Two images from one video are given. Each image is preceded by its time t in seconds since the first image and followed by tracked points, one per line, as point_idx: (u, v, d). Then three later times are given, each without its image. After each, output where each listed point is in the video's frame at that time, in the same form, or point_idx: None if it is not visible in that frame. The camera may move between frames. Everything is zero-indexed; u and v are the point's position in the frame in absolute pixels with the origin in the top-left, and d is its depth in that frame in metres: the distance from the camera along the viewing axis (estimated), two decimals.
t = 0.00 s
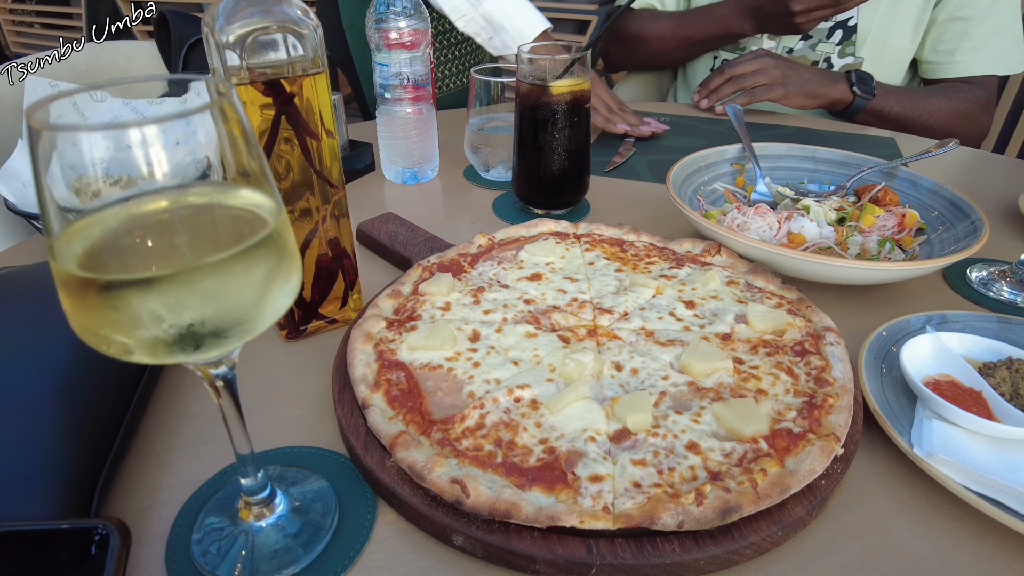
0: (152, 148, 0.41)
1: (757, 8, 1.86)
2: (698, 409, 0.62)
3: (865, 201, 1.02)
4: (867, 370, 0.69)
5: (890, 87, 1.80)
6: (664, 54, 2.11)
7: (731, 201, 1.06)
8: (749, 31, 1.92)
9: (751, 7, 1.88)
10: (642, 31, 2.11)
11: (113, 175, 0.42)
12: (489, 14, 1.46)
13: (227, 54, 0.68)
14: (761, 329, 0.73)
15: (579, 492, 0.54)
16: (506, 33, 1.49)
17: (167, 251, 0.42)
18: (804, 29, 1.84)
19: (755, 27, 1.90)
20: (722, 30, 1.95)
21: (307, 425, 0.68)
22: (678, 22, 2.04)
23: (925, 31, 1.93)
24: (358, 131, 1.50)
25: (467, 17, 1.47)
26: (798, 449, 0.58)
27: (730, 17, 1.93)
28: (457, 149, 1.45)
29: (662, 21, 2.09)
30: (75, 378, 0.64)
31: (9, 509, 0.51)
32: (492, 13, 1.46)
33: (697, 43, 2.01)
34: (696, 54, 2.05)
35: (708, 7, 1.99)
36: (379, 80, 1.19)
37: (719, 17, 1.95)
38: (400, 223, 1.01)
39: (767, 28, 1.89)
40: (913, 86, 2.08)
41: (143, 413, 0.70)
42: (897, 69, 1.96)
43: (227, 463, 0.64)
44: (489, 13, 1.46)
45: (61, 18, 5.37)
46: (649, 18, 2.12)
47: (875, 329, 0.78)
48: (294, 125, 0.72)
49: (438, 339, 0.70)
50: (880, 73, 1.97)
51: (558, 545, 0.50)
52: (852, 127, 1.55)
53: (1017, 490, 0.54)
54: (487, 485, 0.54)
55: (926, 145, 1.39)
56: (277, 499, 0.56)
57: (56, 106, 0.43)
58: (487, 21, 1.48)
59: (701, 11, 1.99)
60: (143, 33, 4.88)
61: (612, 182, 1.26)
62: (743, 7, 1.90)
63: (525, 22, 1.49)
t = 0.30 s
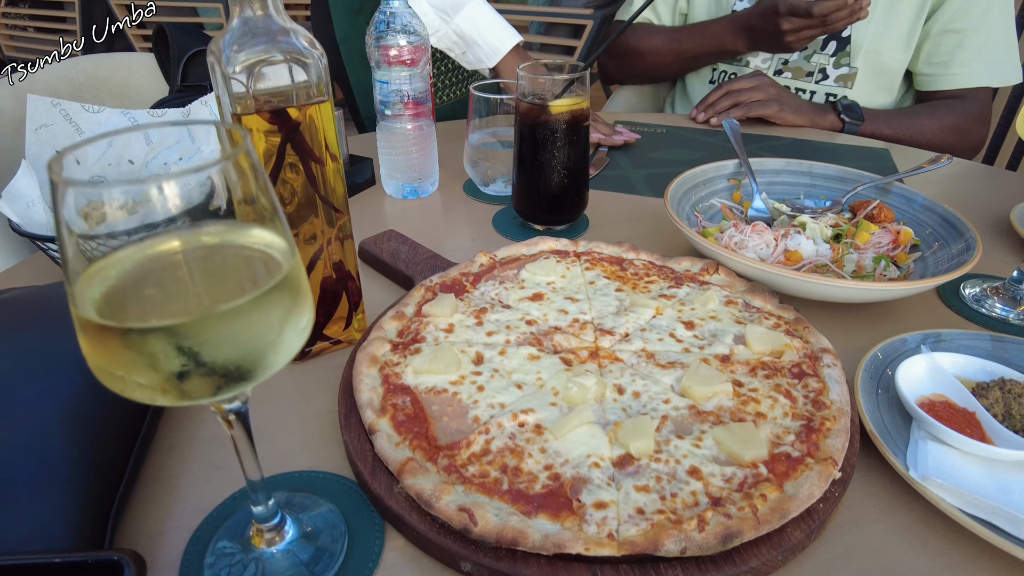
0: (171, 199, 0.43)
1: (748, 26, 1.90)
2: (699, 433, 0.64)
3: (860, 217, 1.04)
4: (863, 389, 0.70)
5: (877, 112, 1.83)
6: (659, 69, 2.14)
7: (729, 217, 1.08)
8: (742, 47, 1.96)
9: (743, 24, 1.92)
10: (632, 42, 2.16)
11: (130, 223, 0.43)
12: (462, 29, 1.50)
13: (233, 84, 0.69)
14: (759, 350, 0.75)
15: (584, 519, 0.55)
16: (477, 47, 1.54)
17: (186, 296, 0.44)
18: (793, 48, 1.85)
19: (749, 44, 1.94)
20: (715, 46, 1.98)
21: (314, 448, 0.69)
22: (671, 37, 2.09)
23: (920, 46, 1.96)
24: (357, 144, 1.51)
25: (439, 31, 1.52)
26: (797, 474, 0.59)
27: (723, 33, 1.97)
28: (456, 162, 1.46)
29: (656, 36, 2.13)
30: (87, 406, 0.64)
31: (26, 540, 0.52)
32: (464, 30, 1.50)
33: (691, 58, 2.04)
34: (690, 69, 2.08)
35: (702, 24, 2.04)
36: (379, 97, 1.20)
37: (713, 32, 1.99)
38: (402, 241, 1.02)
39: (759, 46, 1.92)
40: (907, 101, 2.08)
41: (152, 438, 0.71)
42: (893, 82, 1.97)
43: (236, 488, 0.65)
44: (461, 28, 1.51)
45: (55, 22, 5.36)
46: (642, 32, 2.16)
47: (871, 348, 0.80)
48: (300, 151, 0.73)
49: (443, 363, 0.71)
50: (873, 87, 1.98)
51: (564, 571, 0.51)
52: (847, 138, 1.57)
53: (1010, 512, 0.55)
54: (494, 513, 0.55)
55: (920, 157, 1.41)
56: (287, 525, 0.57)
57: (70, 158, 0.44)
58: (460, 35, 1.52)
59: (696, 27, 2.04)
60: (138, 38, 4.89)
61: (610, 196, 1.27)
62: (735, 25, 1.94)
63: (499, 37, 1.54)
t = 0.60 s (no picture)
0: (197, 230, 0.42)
1: (741, 48, 1.92)
2: (715, 451, 0.64)
3: (870, 230, 1.04)
4: (877, 404, 0.70)
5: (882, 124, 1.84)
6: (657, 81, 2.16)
7: (737, 229, 1.08)
8: (735, 70, 1.97)
9: (737, 46, 1.93)
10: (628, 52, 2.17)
11: (155, 250, 0.43)
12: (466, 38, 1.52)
13: (246, 101, 0.69)
14: (773, 366, 0.74)
15: (603, 539, 0.55)
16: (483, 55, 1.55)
17: (208, 323, 0.44)
18: (783, 72, 1.87)
19: (742, 67, 1.95)
20: (709, 66, 2.00)
21: (327, 466, 0.69)
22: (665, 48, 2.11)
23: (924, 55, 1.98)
24: (363, 154, 1.51)
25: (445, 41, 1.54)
26: (815, 493, 0.59)
27: (718, 54, 1.98)
28: (462, 172, 1.46)
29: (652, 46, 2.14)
30: (101, 423, 0.64)
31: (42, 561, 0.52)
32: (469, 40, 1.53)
33: (687, 74, 2.07)
34: (689, 84, 2.10)
35: (703, 40, 2.04)
36: (386, 108, 1.22)
37: (709, 50, 2.00)
38: (410, 253, 1.01)
39: (751, 69, 1.94)
40: (911, 110, 2.09)
41: (164, 456, 0.71)
42: (898, 90, 1.99)
43: (249, 507, 0.65)
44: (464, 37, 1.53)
45: (53, 27, 5.37)
46: (643, 43, 2.17)
47: (884, 362, 0.79)
48: (312, 167, 0.72)
49: (457, 380, 0.70)
50: (880, 95, 2.00)
51: None
52: (850, 147, 1.57)
53: None
54: (512, 534, 0.55)
55: (925, 167, 1.41)
56: (303, 546, 0.56)
57: (93, 185, 0.45)
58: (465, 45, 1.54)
59: (692, 44, 2.05)
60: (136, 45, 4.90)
61: (616, 207, 1.27)
62: (730, 46, 1.95)
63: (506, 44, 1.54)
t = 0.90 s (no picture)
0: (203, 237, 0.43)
1: (737, 63, 1.92)
2: (721, 459, 0.63)
3: (872, 237, 1.05)
4: (882, 411, 0.69)
5: (883, 132, 1.84)
6: (655, 91, 2.17)
7: (740, 236, 1.08)
8: (730, 83, 1.98)
9: (734, 61, 1.94)
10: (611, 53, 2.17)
11: (161, 257, 0.43)
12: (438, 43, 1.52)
13: (250, 108, 0.69)
14: (777, 373, 0.74)
15: (609, 548, 0.54)
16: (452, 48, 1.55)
17: (213, 330, 0.43)
18: (774, 90, 1.89)
19: (736, 81, 1.96)
20: (706, 77, 2.01)
21: (331, 474, 0.68)
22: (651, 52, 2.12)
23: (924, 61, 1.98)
24: (365, 162, 1.51)
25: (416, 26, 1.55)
26: (821, 500, 0.58)
27: (714, 67, 1.99)
28: (464, 180, 1.46)
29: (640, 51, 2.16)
30: (104, 430, 0.64)
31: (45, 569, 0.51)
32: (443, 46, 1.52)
33: (686, 86, 2.08)
34: (687, 95, 2.12)
35: (702, 52, 2.05)
36: (388, 116, 1.21)
37: (706, 63, 2.01)
38: (412, 260, 1.01)
39: (745, 84, 1.95)
40: (910, 118, 2.11)
41: (167, 465, 0.70)
42: (898, 98, 2.00)
43: (252, 516, 0.64)
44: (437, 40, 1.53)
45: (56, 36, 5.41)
46: (643, 52, 2.17)
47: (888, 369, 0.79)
48: (317, 175, 0.72)
49: (461, 388, 0.70)
50: (881, 103, 2.00)
51: None
52: (851, 155, 1.57)
53: None
54: (518, 543, 0.54)
55: (926, 174, 1.42)
56: (307, 554, 0.56)
57: (99, 192, 0.45)
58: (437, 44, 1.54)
59: (694, 54, 2.06)
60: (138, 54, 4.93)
61: (618, 215, 1.27)
62: (727, 59, 1.96)
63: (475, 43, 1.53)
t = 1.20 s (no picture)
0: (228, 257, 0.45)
1: (739, 75, 1.95)
2: (718, 466, 0.65)
3: (867, 249, 1.07)
4: (875, 420, 0.72)
5: (879, 146, 1.87)
6: (656, 104, 2.20)
7: (737, 249, 1.11)
8: (732, 95, 2.01)
9: (735, 73, 1.97)
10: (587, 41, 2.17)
11: (188, 273, 0.46)
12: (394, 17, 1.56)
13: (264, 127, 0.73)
14: (773, 384, 0.77)
15: (610, 552, 0.56)
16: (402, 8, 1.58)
17: (235, 344, 0.46)
18: (779, 102, 1.91)
19: (739, 93, 1.99)
20: (707, 90, 2.04)
21: (340, 482, 0.70)
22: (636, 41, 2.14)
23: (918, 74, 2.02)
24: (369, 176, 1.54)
25: None
26: (814, 506, 0.60)
27: (716, 79, 2.02)
28: (467, 193, 1.49)
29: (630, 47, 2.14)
30: (123, 439, 0.66)
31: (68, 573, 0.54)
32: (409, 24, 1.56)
33: (686, 98, 2.11)
34: (687, 108, 2.15)
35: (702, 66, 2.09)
36: (394, 132, 1.25)
37: (707, 76, 2.05)
38: (418, 273, 1.04)
39: (747, 96, 1.97)
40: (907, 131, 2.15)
41: (181, 473, 0.73)
42: (895, 111, 2.03)
43: (264, 522, 0.66)
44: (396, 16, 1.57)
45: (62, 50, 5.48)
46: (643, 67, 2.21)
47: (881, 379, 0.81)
48: (327, 192, 0.75)
49: (466, 398, 0.72)
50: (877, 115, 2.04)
51: None
52: (848, 168, 1.60)
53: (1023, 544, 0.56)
54: (522, 547, 0.57)
55: (921, 187, 1.44)
56: (319, 558, 0.58)
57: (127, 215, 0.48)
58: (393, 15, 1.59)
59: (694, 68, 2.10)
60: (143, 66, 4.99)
61: (619, 228, 1.30)
62: (728, 72, 2.00)
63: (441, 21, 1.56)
